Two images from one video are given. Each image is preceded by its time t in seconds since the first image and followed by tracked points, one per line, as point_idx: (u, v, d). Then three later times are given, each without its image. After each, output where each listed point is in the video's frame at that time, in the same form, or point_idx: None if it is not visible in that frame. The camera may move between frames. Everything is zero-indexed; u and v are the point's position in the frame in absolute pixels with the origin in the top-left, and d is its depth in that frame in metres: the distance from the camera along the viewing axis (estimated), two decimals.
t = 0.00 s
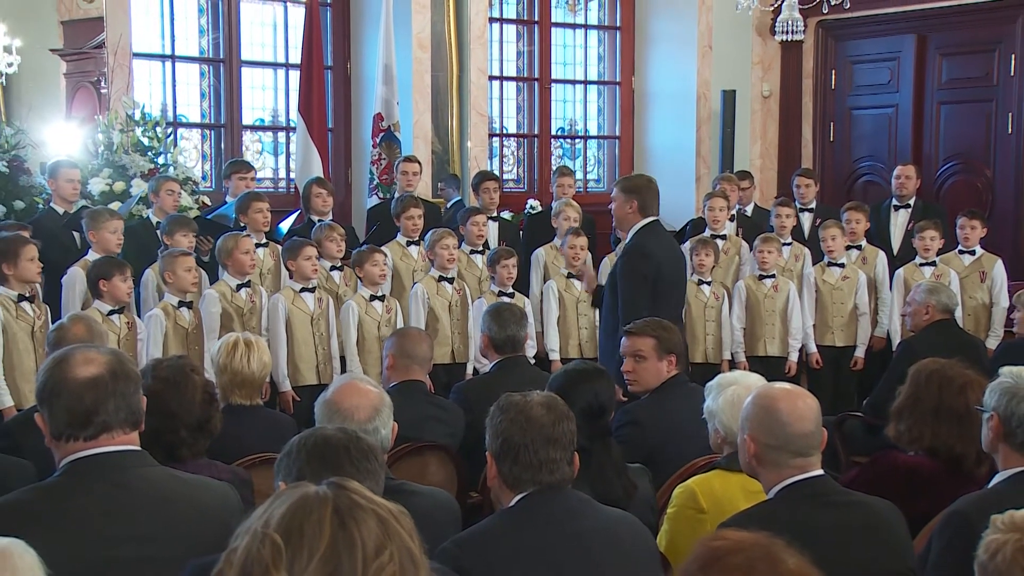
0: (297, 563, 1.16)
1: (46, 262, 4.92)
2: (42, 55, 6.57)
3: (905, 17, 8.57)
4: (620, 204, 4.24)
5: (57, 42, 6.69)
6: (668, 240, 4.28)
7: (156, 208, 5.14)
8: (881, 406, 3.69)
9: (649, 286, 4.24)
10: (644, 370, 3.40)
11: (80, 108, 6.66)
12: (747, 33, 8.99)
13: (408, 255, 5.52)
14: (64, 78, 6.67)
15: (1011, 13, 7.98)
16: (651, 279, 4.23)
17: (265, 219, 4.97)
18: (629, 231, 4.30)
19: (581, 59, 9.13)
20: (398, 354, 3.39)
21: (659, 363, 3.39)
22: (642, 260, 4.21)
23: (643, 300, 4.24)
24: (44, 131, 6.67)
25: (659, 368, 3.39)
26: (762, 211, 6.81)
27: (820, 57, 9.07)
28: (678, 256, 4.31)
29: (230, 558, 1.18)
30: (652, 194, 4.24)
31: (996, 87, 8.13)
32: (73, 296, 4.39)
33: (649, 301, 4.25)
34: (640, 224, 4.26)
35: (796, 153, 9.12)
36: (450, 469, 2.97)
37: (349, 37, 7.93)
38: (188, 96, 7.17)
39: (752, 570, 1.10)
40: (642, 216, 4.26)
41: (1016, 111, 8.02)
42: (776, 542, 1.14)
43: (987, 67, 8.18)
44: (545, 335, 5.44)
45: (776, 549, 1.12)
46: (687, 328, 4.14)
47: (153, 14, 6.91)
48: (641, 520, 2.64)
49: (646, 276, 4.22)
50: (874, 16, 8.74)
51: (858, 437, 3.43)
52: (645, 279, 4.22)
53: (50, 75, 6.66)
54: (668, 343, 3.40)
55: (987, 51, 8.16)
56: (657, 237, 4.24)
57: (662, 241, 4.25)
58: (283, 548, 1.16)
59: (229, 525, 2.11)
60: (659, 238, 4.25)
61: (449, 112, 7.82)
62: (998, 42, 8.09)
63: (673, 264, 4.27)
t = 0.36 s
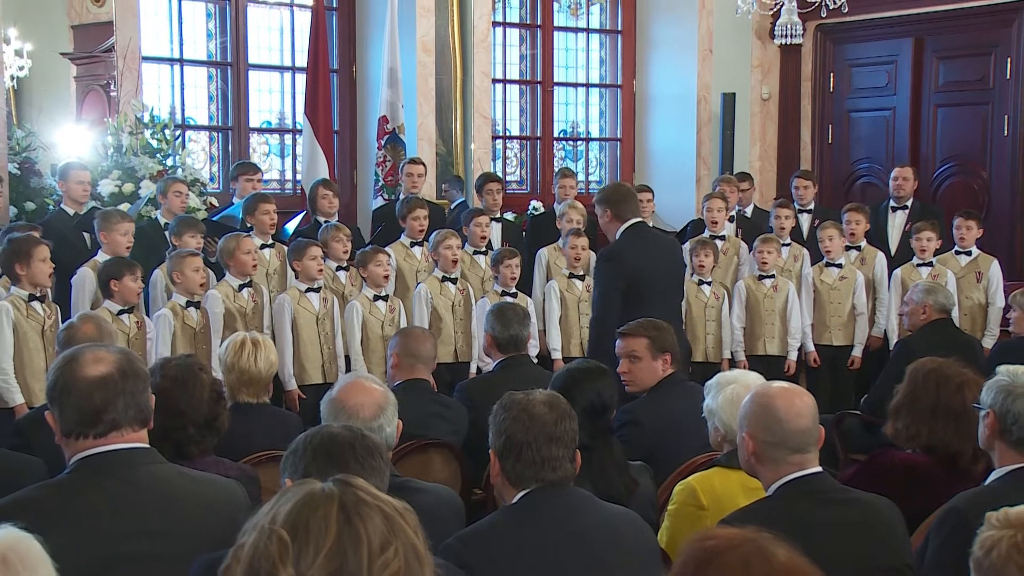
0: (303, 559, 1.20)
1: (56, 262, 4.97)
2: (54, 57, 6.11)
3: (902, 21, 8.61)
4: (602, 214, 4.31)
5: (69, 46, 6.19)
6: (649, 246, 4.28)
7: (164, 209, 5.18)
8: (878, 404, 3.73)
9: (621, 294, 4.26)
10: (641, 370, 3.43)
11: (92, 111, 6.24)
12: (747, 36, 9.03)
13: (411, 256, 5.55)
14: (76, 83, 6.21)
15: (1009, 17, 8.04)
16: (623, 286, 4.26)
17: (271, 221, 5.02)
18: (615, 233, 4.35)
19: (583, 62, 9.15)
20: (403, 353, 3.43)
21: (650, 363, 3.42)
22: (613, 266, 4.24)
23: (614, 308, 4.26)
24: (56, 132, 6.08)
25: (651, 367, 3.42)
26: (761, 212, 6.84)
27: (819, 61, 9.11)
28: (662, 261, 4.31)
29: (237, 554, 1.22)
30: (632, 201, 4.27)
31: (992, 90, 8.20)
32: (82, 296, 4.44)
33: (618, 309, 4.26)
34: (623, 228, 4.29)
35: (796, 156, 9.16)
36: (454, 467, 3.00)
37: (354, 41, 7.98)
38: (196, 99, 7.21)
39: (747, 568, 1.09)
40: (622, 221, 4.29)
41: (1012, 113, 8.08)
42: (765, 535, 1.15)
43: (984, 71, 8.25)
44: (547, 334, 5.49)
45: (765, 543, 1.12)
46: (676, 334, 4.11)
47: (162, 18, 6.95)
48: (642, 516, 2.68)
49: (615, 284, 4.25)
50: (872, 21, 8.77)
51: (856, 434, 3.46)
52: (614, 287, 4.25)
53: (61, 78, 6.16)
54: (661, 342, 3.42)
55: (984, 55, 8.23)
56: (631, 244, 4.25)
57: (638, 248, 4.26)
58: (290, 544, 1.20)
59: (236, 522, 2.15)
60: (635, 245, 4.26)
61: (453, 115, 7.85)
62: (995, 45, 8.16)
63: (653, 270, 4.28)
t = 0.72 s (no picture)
0: (310, 553, 1.19)
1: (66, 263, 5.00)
2: (63, 61, 5.99)
3: (898, 24, 8.64)
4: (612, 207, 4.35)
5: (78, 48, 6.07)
6: (622, 246, 4.27)
7: (172, 211, 5.24)
8: (875, 402, 3.77)
9: (586, 289, 4.29)
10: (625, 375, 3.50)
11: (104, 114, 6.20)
12: (746, 40, 9.10)
13: (415, 256, 5.60)
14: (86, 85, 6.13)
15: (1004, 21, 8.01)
16: (587, 281, 4.28)
17: (277, 222, 5.05)
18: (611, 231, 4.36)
19: (585, 66, 9.20)
20: (407, 352, 3.47)
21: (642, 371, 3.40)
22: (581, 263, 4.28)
23: (579, 302, 4.31)
24: (66, 135, 5.97)
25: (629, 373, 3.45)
26: (760, 213, 6.88)
27: (817, 64, 9.15)
28: (638, 262, 4.27)
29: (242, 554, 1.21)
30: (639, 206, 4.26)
31: (987, 92, 8.18)
32: (92, 296, 4.48)
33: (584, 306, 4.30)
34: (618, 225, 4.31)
35: (794, 158, 9.21)
36: (458, 465, 3.04)
37: (359, 44, 8.02)
38: (204, 102, 7.25)
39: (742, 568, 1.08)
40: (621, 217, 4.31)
41: (1007, 116, 8.05)
42: (755, 531, 1.14)
43: (979, 74, 8.24)
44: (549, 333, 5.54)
45: (757, 540, 1.11)
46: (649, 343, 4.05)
47: (171, 23, 6.98)
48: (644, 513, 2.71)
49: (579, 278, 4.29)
50: (870, 24, 8.81)
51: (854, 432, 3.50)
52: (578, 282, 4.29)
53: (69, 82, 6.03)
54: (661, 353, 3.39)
55: (979, 59, 8.22)
56: (603, 242, 4.29)
57: (616, 247, 4.27)
58: (296, 539, 1.19)
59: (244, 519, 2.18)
60: (613, 243, 4.27)
61: (457, 118, 7.89)
62: (989, 48, 8.16)
63: (631, 271, 4.26)
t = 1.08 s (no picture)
0: (313, 550, 1.20)
1: (71, 263, 5.04)
2: (70, 64, 6.40)
3: (892, 28, 8.68)
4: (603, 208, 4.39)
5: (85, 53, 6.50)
6: (610, 247, 4.31)
7: (177, 212, 5.25)
8: (870, 400, 3.81)
9: (575, 288, 4.34)
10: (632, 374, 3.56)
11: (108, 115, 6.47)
12: (741, 44, 9.15)
13: (416, 256, 5.64)
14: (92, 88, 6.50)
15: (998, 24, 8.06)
16: (576, 280, 4.34)
17: (279, 222, 5.08)
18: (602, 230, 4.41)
19: (584, 68, 9.23)
20: (408, 351, 3.51)
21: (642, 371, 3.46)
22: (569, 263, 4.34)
23: (571, 303, 4.35)
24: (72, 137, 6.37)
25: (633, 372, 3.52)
26: (756, 214, 6.92)
27: (813, 68, 9.19)
28: (625, 260, 4.30)
29: (247, 548, 1.23)
30: (628, 207, 4.30)
31: (980, 95, 8.24)
32: (98, 296, 4.52)
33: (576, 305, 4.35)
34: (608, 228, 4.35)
35: (791, 160, 9.26)
36: (458, 462, 3.08)
37: (361, 48, 8.07)
38: (208, 104, 7.29)
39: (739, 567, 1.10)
40: (612, 218, 4.35)
41: (1000, 118, 8.10)
42: (748, 529, 1.16)
43: (973, 77, 8.30)
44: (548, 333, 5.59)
45: (749, 536, 1.13)
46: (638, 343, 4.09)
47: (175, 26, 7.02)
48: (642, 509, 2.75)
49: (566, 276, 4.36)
50: (864, 28, 8.86)
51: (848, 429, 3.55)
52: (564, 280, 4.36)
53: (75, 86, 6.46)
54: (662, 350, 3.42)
55: (973, 62, 8.28)
56: (592, 243, 4.34)
57: (609, 248, 4.31)
58: (300, 536, 1.21)
59: (247, 516, 2.21)
60: (605, 243, 4.32)
61: (458, 120, 7.92)
62: (984, 52, 8.22)
63: (624, 271, 4.30)
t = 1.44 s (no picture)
0: (316, 546, 1.23)
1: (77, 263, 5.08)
2: (78, 68, 6.07)
3: (887, 32, 8.72)
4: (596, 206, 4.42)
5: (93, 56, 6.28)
6: (609, 248, 4.34)
7: (183, 213, 5.33)
8: (864, 398, 3.85)
9: (576, 288, 4.37)
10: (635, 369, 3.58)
11: (117, 118, 6.30)
12: (738, 47, 9.19)
13: (416, 257, 5.68)
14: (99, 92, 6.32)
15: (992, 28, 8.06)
16: (574, 280, 4.37)
17: (283, 223, 5.13)
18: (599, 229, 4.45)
19: (583, 71, 9.27)
20: (410, 350, 3.55)
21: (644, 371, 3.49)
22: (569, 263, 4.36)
23: (572, 305, 4.38)
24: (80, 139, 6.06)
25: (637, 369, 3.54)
26: (753, 215, 6.96)
27: (808, 71, 9.24)
28: (624, 260, 4.34)
29: (251, 544, 1.25)
30: (624, 206, 4.35)
31: (973, 98, 8.24)
32: (103, 296, 4.56)
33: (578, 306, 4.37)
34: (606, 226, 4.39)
35: (787, 162, 9.31)
36: (459, 460, 3.12)
37: (364, 51, 8.12)
38: (213, 107, 7.33)
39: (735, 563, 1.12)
40: (609, 217, 4.38)
41: (992, 121, 8.11)
42: (744, 526, 1.18)
43: (965, 79, 8.30)
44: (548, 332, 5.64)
45: (744, 532, 1.15)
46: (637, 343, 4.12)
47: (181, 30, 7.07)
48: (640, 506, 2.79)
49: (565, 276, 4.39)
50: (859, 32, 8.89)
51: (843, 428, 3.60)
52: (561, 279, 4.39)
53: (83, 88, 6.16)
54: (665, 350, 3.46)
55: (966, 65, 8.27)
56: (590, 243, 4.37)
57: (609, 249, 4.34)
58: (303, 533, 1.23)
59: (249, 509, 2.23)
60: (604, 244, 4.35)
61: (459, 123, 7.96)
62: (977, 55, 8.20)
63: (623, 273, 4.34)
